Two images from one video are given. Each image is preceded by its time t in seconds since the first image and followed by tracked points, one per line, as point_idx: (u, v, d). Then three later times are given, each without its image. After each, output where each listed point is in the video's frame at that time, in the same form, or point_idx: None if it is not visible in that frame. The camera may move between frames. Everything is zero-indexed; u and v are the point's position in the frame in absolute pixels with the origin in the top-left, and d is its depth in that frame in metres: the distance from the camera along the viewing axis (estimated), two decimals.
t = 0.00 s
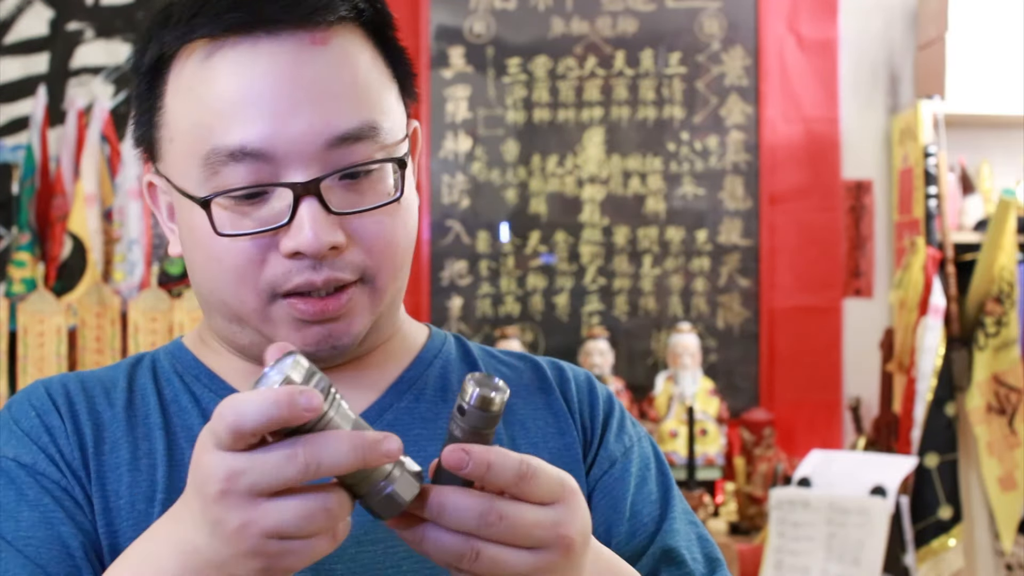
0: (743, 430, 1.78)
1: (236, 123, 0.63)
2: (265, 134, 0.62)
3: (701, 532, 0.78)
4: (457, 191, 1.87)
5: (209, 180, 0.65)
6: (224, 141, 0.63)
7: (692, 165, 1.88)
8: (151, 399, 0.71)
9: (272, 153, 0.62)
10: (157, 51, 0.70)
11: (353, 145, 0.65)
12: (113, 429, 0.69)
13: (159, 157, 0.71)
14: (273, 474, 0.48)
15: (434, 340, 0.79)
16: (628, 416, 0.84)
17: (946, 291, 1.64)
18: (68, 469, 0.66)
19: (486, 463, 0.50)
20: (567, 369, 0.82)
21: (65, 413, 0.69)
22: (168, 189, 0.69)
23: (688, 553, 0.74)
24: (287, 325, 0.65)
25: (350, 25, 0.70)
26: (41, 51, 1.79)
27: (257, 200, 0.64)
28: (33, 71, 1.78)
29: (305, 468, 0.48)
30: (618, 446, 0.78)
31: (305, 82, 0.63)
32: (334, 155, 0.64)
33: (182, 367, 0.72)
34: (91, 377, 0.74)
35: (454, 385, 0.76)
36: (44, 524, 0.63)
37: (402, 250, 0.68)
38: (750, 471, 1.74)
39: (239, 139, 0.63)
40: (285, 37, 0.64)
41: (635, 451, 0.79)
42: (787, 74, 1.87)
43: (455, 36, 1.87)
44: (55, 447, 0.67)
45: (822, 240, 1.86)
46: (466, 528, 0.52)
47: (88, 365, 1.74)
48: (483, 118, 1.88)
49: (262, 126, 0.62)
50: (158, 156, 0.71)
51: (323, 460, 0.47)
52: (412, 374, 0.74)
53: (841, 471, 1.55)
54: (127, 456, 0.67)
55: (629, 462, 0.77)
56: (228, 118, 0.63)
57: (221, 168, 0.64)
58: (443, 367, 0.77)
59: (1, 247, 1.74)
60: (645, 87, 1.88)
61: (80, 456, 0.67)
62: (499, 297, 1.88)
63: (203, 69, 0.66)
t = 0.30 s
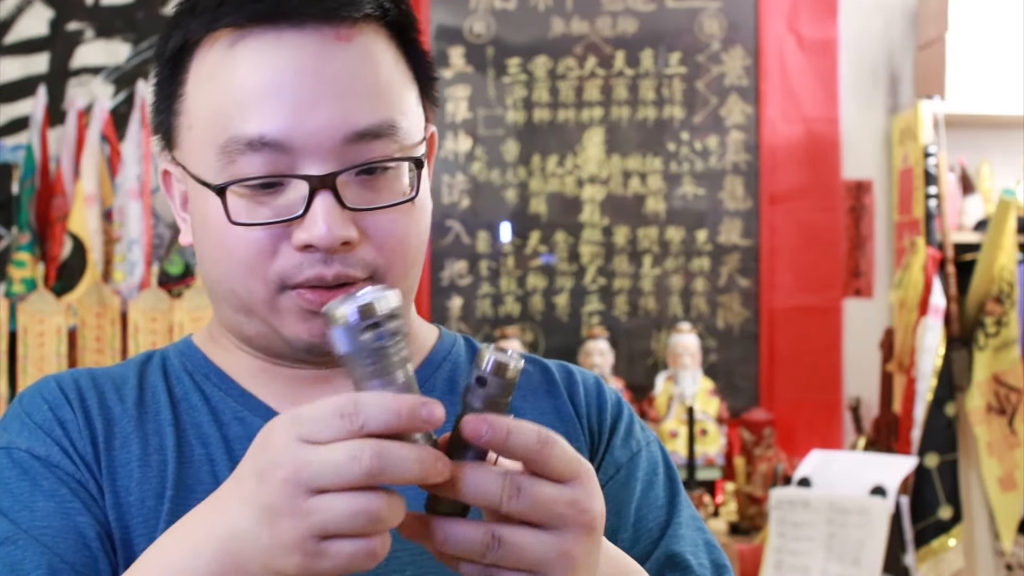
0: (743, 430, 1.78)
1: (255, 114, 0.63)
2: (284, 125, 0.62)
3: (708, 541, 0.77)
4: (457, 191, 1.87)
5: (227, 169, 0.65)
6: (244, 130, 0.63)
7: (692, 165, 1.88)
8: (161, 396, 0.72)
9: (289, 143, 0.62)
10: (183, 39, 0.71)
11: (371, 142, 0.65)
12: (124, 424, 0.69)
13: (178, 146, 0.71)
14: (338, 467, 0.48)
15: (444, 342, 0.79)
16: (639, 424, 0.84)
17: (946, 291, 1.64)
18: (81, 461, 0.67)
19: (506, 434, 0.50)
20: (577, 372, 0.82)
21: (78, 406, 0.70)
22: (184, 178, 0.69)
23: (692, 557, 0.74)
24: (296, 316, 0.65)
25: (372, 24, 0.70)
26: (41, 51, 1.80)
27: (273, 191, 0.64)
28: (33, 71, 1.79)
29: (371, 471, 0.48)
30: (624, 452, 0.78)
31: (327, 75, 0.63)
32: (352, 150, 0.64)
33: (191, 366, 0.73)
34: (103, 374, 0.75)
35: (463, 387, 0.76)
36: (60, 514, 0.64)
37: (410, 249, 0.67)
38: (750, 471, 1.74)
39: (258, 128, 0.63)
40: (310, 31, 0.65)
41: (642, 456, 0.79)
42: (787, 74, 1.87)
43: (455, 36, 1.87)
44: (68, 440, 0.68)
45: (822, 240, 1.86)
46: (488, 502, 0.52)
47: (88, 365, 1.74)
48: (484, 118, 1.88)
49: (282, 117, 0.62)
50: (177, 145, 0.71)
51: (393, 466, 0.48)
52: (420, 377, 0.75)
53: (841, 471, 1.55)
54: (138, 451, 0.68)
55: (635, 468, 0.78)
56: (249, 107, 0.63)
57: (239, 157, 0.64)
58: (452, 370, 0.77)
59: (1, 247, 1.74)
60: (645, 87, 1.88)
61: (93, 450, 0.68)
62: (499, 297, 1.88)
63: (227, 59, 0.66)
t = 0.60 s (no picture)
0: (743, 430, 1.78)
1: (321, 98, 0.66)
2: (351, 109, 0.66)
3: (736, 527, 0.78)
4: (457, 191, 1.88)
5: (289, 151, 0.68)
6: (310, 113, 0.66)
7: (692, 165, 1.88)
8: (214, 390, 0.72)
9: (354, 127, 0.66)
10: (250, 31, 0.75)
11: (431, 131, 0.68)
12: (178, 415, 0.70)
13: (240, 134, 0.74)
14: (428, 422, 0.48)
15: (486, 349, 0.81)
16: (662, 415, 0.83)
17: (946, 291, 1.64)
18: (136, 447, 0.66)
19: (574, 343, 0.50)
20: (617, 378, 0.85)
21: (132, 396, 0.70)
22: (244, 163, 0.73)
23: (721, 545, 0.74)
24: (352, 298, 0.66)
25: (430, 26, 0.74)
26: (41, 51, 1.80)
27: (336, 173, 0.67)
28: (33, 72, 1.79)
29: (461, 416, 0.48)
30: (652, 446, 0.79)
31: (391, 64, 0.67)
32: (413, 137, 0.67)
33: (242, 364, 0.75)
34: (153, 370, 0.75)
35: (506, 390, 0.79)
36: (121, 497, 0.63)
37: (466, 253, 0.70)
38: (750, 471, 1.74)
39: (324, 111, 0.66)
40: (375, 25, 0.69)
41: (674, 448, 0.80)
42: (787, 74, 1.87)
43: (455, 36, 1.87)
44: (124, 428, 0.67)
45: (822, 240, 1.86)
46: (568, 407, 0.50)
47: (88, 365, 1.74)
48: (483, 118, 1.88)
49: (347, 102, 0.66)
50: (239, 133, 0.74)
51: (480, 404, 0.49)
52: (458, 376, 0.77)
53: (841, 471, 1.55)
54: (193, 440, 0.68)
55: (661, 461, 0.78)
56: (315, 92, 0.66)
57: (303, 140, 0.67)
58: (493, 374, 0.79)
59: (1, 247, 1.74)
60: (645, 87, 1.88)
61: (147, 438, 0.67)
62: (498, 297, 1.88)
63: (293, 49, 0.70)
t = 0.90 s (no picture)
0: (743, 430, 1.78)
1: (421, 84, 0.72)
2: (446, 99, 0.71)
3: (794, 525, 0.80)
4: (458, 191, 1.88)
5: (382, 133, 0.74)
6: (407, 99, 0.73)
7: (692, 165, 1.88)
8: (291, 380, 0.78)
9: (448, 115, 0.72)
10: (360, 16, 0.82)
11: (523, 127, 0.73)
12: (255, 402, 0.75)
13: (339, 112, 0.81)
14: (482, 393, 0.50)
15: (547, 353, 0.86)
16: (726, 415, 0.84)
17: (945, 291, 1.64)
18: (216, 431, 0.72)
19: (631, 300, 0.54)
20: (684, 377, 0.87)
21: (212, 383, 0.75)
22: (338, 140, 0.80)
23: (778, 547, 0.76)
24: (432, 288, 0.71)
25: (533, 26, 0.79)
26: (41, 51, 1.80)
27: (426, 160, 0.73)
28: (33, 71, 1.79)
29: (510, 382, 0.50)
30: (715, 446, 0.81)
31: (489, 59, 0.72)
32: (505, 131, 0.73)
33: (321, 354, 0.82)
34: (233, 355, 0.82)
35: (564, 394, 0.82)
36: (202, 480, 0.68)
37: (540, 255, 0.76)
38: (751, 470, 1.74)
39: (422, 98, 0.72)
40: (478, 21, 0.74)
41: (738, 448, 0.81)
42: (787, 74, 1.87)
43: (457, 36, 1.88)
44: (203, 413, 0.73)
45: (822, 240, 1.86)
46: (631, 361, 0.54)
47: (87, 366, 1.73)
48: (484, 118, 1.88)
49: (445, 90, 0.71)
50: (338, 111, 0.81)
51: (529, 371, 0.50)
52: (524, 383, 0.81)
53: (841, 471, 1.55)
54: (270, 427, 0.73)
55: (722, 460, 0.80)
56: (414, 80, 0.72)
57: (397, 122, 0.73)
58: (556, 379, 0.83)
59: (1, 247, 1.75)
60: (645, 87, 1.88)
61: (226, 423, 0.73)
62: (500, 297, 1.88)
63: (398, 38, 0.76)
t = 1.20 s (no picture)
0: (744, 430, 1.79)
1: (463, 87, 0.73)
2: (486, 102, 0.72)
3: (819, 540, 0.77)
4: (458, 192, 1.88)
5: (420, 135, 0.76)
6: (448, 101, 0.74)
7: (693, 165, 1.88)
8: (322, 377, 0.80)
9: (488, 119, 0.73)
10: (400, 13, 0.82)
11: (563, 133, 0.74)
12: (286, 397, 0.76)
13: (378, 108, 0.82)
14: (521, 405, 0.49)
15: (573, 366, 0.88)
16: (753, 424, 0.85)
17: (946, 291, 1.65)
18: (248, 425, 0.73)
19: (661, 307, 0.56)
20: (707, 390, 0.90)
21: (244, 377, 0.76)
22: (377, 137, 0.81)
23: (792, 557, 0.73)
24: (463, 291, 0.74)
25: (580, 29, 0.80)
26: (41, 51, 1.80)
27: (463, 163, 0.74)
28: (33, 71, 1.79)
29: (550, 393, 0.49)
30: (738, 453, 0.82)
31: (532, 63, 0.73)
32: (544, 136, 0.74)
33: (352, 352, 0.84)
34: (263, 353, 0.83)
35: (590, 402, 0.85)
36: (235, 472, 0.68)
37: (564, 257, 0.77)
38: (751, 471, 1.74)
39: (462, 101, 0.73)
40: (523, 23, 0.75)
41: (761, 456, 0.82)
42: (787, 74, 1.87)
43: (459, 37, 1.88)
44: (235, 407, 0.74)
45: (822, 239, 1.85)
46: (676, 367, 0.55)
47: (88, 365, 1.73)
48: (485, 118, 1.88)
49: (489, 95, 0.72)
50: (377, 108, 0.83)
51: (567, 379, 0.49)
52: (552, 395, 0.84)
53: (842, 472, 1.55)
54: (301, 421, 0.74)
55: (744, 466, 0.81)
56: (456, 81, 0.73)
57: (437, 124, 0.75)
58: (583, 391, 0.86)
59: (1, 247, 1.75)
60: (645, 87, 1.88)
61: (257, 417, 0.74)
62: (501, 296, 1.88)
63: (440, 38, 0.76)
